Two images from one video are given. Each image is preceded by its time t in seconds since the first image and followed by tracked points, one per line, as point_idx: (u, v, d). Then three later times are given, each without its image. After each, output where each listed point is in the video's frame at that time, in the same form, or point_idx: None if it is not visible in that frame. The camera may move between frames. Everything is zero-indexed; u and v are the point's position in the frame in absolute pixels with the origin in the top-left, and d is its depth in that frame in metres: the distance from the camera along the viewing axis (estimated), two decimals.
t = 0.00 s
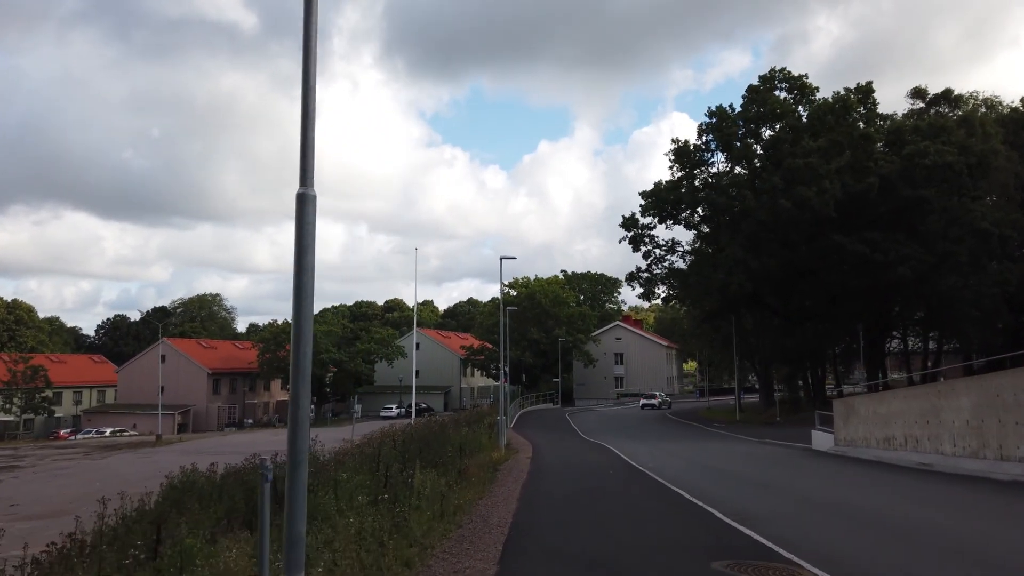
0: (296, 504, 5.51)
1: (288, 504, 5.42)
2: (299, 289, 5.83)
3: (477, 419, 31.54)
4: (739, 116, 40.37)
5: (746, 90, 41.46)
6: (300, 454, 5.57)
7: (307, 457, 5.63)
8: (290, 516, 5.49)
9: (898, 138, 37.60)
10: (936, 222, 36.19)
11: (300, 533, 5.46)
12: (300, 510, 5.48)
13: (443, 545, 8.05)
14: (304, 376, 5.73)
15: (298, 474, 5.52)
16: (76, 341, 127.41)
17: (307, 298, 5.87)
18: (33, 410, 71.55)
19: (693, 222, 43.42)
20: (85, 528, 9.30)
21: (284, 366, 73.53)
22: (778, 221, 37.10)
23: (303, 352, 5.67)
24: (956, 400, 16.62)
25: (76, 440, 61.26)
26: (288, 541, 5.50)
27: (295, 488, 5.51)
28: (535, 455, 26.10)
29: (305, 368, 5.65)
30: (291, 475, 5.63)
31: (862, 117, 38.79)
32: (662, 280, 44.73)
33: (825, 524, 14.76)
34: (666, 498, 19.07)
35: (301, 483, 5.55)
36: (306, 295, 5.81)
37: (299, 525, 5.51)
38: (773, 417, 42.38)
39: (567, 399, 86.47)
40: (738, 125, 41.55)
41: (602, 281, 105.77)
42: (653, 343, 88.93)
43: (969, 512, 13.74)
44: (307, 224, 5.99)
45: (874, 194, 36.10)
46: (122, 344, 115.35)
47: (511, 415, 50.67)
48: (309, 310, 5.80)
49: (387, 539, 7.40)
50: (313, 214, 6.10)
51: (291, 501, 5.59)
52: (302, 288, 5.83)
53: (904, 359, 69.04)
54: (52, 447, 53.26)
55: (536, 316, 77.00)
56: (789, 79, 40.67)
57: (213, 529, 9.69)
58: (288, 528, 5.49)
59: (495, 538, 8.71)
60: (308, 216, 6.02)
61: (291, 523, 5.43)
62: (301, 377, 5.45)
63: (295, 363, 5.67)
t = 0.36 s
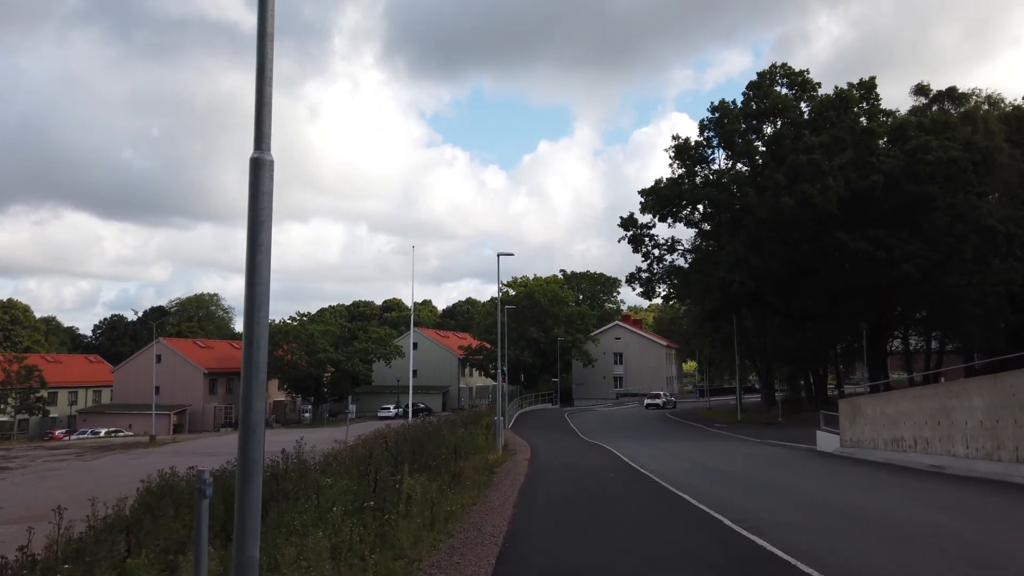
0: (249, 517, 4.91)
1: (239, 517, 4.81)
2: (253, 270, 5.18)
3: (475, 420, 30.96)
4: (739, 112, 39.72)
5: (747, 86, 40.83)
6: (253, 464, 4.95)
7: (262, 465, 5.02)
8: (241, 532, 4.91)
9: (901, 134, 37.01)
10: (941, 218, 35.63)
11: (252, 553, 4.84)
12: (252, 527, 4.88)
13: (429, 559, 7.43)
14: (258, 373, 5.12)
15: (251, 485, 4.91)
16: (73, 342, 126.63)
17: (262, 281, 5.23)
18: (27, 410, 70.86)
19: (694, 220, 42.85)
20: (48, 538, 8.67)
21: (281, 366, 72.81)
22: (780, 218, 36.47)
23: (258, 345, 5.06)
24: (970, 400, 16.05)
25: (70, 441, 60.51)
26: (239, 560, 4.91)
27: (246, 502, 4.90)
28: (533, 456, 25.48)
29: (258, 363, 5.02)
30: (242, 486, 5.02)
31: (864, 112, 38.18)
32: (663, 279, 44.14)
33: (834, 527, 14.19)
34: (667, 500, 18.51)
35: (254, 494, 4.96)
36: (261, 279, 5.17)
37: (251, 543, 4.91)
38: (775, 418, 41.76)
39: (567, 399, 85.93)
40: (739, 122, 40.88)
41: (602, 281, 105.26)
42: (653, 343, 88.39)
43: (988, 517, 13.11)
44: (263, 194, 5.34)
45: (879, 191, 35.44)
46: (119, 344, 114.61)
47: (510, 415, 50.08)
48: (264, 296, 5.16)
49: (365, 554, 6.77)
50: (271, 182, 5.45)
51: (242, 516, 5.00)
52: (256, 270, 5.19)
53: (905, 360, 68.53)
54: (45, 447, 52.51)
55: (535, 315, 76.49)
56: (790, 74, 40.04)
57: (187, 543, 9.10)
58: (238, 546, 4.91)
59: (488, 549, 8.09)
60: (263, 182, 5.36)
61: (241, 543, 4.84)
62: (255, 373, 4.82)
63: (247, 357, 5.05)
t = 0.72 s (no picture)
0: (190, 527, 4.33)
1: (176, 526, 4.22)
2: (196, 241, 4.59)
3: (473, 419, 30.32)
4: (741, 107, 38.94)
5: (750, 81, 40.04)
6: (194, 466, 4.36)
7: (204, 466, 4.42)
8: (178, 543, 4.32)
9: (905, 129, 36.27)
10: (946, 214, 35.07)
11: (193, 569, 4.26)
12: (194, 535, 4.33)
13: (414, 565, 6.87)
14: (203, 359, 4.53)
15: (190, 489, 4.32)
16: (70, 341, 125.94)
17: (208, 253, 4.63)
18: (23, 409, 70.19)
19: (694, 216, 42.27)
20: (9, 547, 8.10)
21: (279, 365, 72.19)
22: (783, 214, 35.88)
23: (201, 326, 4.48)
24: (984, 399, 15.51)
25: (65, 440, 59.91)
26: (175, 573, 4.33)
27: (187, 505, 4.34)
28: (532, 456, 24.96)
29: (201, 348, 4.43)
30: (182, 490, 4.43)
31: (868, 107, 37.54)
32: (663, 277, 43.59)
33: (846, 528, 13.59)
34: (670, 501, 17.90)
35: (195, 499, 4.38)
36: (204, 249, 4.57)
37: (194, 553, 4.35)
38: (778, 417, 41.21)
39: (566, 399, 85.41)
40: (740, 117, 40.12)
41: (602, 280, 104.72)
42: (653, 342, 87.79)
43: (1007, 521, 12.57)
44: (209, 145, 4.75)
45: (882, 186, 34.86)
46: (117, 343, 114.03)
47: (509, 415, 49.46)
48: (207, 269, 4.58)
49: (341, 562, 6.21)
50: (219, 133, 4.85)
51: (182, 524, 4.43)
52: (200, 239, 4.59)
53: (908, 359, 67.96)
54: (40, 447, 51.89)
55: (535, 314, 75.97)
56: (792, 68, 39.38)
57: (158, 553, 8.52)
58: (176, 559, 4.33)
59: (482, 557, 7.49)
60: (208, 128, 4.76)
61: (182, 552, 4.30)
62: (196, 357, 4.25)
63: (187, 341, 4.47)
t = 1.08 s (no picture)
0: (113, 548, 3.72)
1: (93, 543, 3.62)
2: (122, 210, 3.98)
3: (472, 418, 29.79)
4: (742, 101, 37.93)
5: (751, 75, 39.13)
6: (116, 476, 3.75)
7: (132, 475, 3.82)
8: (98, 567, 3.70)
9: (908, 124, 35.53)
10: (950, 210, 34.65)
11: None
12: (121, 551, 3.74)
13: None
14: (131, 347, 3.93)
15: (112, 500, 3.72)
16: (67, 339, 125.22)
17: (138, 225, 4.03)
18: (17, 408, 69.54)
19: (695, 213, 41.74)
20: None
21: (276, 363, 71.59)
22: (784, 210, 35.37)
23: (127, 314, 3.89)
24: (996, 397, 15.06)
25: (59, 439, 59.27)
26: None
27: (111, 517, 3.73)
28: (531, 456, 24.47)
29: (128, 334, 3.83)
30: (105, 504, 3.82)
31: (871, 102, 36.87)
32: (663, 275, 43.04)
33: (860, 532, 13.06)
34: (672, 503, 17.40)
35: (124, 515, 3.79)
36: (131, 220, 3.98)
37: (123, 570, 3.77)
38: (779, 416, 40.70)
39: (565, 397, 84.93)
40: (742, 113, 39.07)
41: (601, 278, 104.28)
42: (653, 340, 87.32)
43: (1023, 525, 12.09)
44: (138, 92, 4.12)
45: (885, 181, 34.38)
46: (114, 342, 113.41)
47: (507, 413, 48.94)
48: (140, 241, 3.99)
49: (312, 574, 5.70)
50: (152, 79, 4.23)
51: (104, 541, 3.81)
52: (127, 209, 3.99)
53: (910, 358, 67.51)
54: (33, 447, 51.26)
55: (534, 312, 75.44)
56: (794, 63, 38.63)
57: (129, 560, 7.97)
58: None
59: (475, 568, 6.96)
60: (137, 71, 4.12)
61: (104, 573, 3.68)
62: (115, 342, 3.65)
63: (111, 328, 3.87)
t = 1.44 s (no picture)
0: None
1: None
2: None
3: (470, 416, 29.17)
4: (745, 95, 37.11)
5: (754, 68, 38.34)
6: None
7: None
8: None
9: (914, 117, 34.88)
10: (955, 204, 34.15)
11: None
12: None
13: None
14: None
15: None
16: (65, 337, 124.71)
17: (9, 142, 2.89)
18: (13, 406, 68.98)
19: (697, 208, 41.02)
20: None
21: (273, 361, 70.99)
22: (788, 204, 34.72)
23: None
24: (1016, 394, 14.44)
25: (54, 437, 58.68)
26: None
27: None
28: (530, 455, 23.82)
29: None
30: None
31: (876, 95, 36.15)
32: (664, 271, 42.36)
33: (876, 534, 12.48)
34: (676, 504, 16.78)
35: None
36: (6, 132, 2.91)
37: None
38: (783, 414, 40.04)
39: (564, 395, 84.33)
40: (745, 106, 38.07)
41: (601, 276, 103.63)
42: (653, 338, 86.74)
43: None
44: None
45: (891, 175, 33.75)
46: (112, 340, 112.87)
47: (506, 411, 48.40)
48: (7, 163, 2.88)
49: None
50: None
51: None
52: None
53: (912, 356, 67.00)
54: (27, 445, 50.71)
55: (533, 310, 74.81)
56: (799, 55, 37.92)
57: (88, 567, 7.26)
58: None
59: None
60: None
61: None
62: None
63: None
